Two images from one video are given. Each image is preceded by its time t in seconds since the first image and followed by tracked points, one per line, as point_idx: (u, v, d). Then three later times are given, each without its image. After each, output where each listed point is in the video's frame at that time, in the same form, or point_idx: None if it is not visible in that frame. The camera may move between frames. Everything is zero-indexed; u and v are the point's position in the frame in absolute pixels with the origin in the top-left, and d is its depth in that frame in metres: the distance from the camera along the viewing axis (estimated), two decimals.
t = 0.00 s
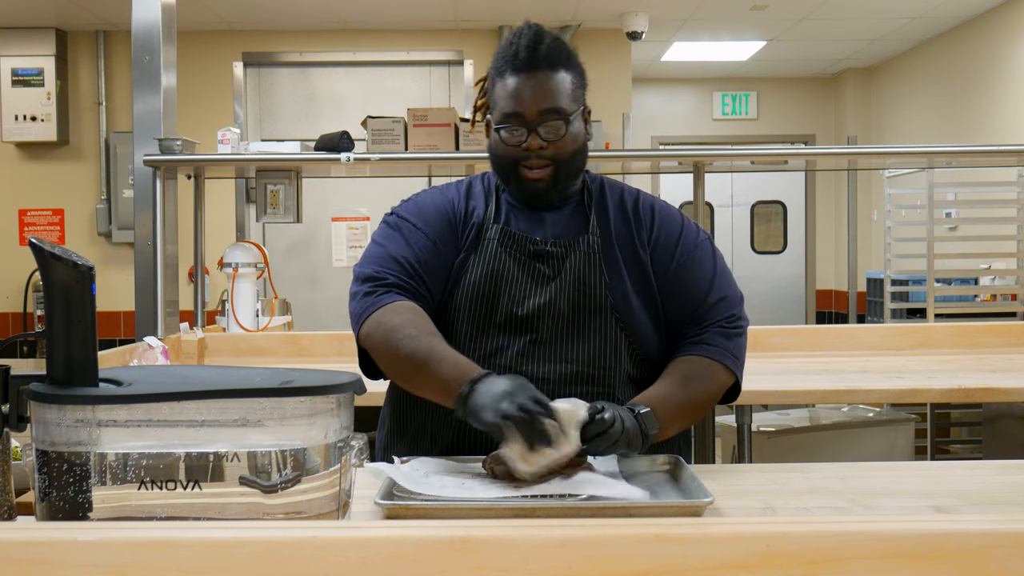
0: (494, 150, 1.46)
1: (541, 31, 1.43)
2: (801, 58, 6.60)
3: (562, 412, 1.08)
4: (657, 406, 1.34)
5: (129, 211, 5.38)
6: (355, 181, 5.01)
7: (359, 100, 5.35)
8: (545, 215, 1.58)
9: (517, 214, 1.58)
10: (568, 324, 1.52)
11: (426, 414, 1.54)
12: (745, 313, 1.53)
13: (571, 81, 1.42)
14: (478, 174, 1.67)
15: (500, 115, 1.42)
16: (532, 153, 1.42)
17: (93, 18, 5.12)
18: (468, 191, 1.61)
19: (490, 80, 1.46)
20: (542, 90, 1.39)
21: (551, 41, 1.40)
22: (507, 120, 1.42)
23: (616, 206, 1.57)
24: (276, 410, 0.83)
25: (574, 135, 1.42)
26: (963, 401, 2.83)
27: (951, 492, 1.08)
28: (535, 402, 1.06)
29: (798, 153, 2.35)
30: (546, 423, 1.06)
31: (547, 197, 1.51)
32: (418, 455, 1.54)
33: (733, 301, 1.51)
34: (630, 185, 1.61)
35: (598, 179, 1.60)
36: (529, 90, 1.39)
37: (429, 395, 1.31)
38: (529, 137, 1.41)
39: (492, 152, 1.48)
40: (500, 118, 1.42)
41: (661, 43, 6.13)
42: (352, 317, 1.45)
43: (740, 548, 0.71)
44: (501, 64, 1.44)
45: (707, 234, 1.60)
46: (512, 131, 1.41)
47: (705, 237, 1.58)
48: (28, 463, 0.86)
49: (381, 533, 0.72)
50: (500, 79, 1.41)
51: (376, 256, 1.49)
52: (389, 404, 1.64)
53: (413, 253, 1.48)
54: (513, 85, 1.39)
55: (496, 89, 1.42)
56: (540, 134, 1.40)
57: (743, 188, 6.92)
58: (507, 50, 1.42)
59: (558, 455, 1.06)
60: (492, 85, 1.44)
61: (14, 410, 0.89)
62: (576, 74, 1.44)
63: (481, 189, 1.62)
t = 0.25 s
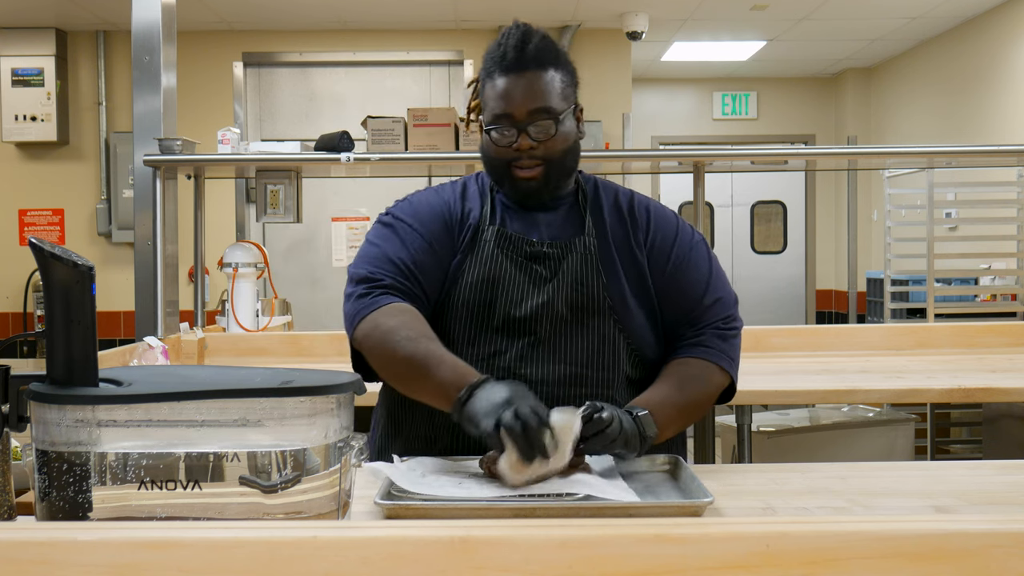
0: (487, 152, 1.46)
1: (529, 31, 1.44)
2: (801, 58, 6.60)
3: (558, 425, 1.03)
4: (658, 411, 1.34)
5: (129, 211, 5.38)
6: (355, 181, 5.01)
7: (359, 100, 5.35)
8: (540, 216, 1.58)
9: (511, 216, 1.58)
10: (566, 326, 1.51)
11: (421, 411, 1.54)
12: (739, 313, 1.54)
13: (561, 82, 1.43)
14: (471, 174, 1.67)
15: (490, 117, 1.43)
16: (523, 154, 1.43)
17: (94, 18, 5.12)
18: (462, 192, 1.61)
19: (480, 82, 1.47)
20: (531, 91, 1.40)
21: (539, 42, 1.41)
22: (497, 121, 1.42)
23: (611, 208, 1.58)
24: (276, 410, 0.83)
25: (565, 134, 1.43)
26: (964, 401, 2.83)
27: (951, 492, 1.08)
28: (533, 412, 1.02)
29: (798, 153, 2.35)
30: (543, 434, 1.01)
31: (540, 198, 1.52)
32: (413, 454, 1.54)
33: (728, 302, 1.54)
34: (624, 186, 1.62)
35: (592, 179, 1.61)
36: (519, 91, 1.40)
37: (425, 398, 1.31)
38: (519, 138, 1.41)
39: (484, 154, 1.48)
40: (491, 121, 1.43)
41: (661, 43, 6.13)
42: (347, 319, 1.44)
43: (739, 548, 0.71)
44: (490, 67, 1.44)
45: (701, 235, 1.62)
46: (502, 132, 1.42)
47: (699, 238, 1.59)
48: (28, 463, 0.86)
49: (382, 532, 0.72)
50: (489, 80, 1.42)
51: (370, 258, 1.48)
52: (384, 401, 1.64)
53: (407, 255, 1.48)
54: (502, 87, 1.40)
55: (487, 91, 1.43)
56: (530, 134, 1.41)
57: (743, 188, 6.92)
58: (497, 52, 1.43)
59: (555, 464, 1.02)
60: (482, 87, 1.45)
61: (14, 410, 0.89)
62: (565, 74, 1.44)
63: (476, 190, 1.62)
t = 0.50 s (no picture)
0: (485, 151, 1.46)
1: (528, 31, 1.44)
2: (801, 58, 6.60)
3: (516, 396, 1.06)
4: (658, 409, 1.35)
5: (129, 212, 5.38)
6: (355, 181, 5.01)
7: (359, 100, 5.35)
8: (534, 217, 1.58)
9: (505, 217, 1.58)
10: (563, 328, 1.51)
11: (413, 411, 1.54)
12: (736, 313, 1.56)
13: (560, 81, 1.43)
14: (465, 174, 1.67)
15: (489, 116, 1.43)
16: (521, 154, 1.43)
17: (94, 18, 5.12)
18: (454, 194, 1.61)
19: (479, 82, 1.47)
20: (531, 91, 1.40)
21: (538, 42, 1.41)
22: (496, 121, 1.42)
23: (606, 208, 1.58)
24: (276, 410, 0.83)
25: (564, 135, 1.43)
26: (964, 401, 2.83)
27: (950, 492, 1.08)
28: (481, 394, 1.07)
29: (798, 153, 2.35)
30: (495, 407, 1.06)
31: (538, 197, 1.51)
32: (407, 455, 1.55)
33: (725, 303, 1.55)
34: (619, 185, 1.62)
35: (588, 179, 1.60)
36: (518, 91, 1.40)
37: (397, 402, 1.32)
38: (518, 138, 1.41)
39: (482, 154, 1.48)
40: (490, 120, 1.43)
41: (661, 43, 6.13)
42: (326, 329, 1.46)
43: (740, 548, 0.71)
44: (489, 67, 1.45)
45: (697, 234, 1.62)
46: (500, 132, 1.42)
47: (695, 237, 1.60)
48: (28, 463, 0.86)
49: (381, 533, 0.72)
50: (489, 80, 1.43)
51: (353, 269, 1.49)
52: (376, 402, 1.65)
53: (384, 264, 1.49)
54: (500, 87, 1.40)
55: (485, 91, 1.43)
56: (529, 134, 1.41)
57: (743, 188, 6.92)
58: (496, 53, 1.43)
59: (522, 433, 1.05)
60: (481, 87, 1.45)
61: (14, 410, 0.89)
62: (563, 74, 1.45)
63: (468, 192, 1.62)
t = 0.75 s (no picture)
0: (474, 152, 1.47)
1: (514, 31, 1.44)
2: (801, 58, 6.60)
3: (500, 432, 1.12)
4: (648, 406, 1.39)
5: (129, 212, 5.37)
6: (355, 181, 5.01)
7: (359, 100, 5.35)
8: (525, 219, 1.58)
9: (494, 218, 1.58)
10: (557, 328, 1.51)
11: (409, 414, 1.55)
12: (730, 309, 1.57)
13: (547, 82, 1.43)
14: (454, 178, 1.67)
15: (476, 117, 1.43)
16: (510, 154, 1.44)
17: (93, 18, 5.12)
18: (443, 199, 1.62)
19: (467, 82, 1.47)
20: (517, 93, 1.40)
21: (525, 43, 1.41)
22: (484, 122, 1.43)
23: (598, 208, 1.59)
24: (276, 410, 0.83)
25: (551, 135, 1.44)
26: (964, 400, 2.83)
27: (951, 492, 1.08)
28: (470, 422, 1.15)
29: (798, 153, 2.35)
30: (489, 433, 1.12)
31: (529, 197, 1.52)
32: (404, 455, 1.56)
33: (720, 300, 1.57)
34: (609, 186, 1.64)
35: (580, 178, 1.62)
36: (506, 93, 1.40)
37: (382, 423, 1.38)
38: (505, 139, 1.42)
39: (471, 155, 1.49)
40: (478, 121, 1.43)
41: (661, 43, 6.13)
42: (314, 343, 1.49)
43: (740, 548, 0.71)
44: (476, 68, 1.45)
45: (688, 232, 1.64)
46: (488, 133, 1.42)
47: (687, 235, 1.61)
48: (28, 463, 0.86)
49: (381, 533, 0.72)
50: (476, 80, 1.43)
51: (341, 278, 1.52)
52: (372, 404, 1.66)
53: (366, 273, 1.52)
54: (487, 89, 1.41)
55: (472, 92, 1.44)
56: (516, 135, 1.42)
57: (743, 188, 6.92)
58: (483, 54, 1.43)
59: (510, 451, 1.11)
60: (469, 88, 1.45)
61: (14, 410, 0.89)
62: (552, 74, 1.45)
63: (457, 197, 1.62)
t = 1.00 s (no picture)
0: (457, 156, 1.47)
1: (490, 32, 1.45)
2: (801, 58, 6.60)
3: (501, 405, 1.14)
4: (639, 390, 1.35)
5: (129, 211, 5.37)
6: (355, 181, 5.01)
7: (359, 100, 5.35)
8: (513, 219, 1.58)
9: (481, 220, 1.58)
10: (547, 326, 1.52)
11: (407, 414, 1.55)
12: (721, 297, 1.55)
13: (525, 81, 1.43)
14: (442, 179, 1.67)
15: (457, 120, 1.43)
16: (492, 156, 1.43)
17: (93, 18, 5.12)
18: (430, 200, 1.62)
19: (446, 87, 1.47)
20: (495, 94, 1.40)
21: (500, 43, 1.42)
22: (464, 125, 1.43)
23: (585, 202, 1.58)
24: (276, 410, 0.83)
25: (532, 135, 1.43)
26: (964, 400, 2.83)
27: (950, 492, 1.08)
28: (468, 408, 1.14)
29: (798, 153, 2.35)
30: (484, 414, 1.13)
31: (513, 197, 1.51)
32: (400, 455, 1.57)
33: (711, 288, 1.55)
34: (597, 179, 1.62)
35: (566, 175, 1.61)
36: (484, 94, 1.40)
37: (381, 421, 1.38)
38: (485, 140, 1.41)
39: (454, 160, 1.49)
40: (459, 125, 1.43)
41: (661, 43, 6.13)
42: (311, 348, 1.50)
43: (740, 548, 0.71)
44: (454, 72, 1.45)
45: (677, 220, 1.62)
46: (468, 136, 1.41)
47: (675, 224, 1.60)
48: (28, 463, 0.86)
49: (381, 533, 0.72)
50: (454, 85, 1.43)
51: (335, 283, 1.53)
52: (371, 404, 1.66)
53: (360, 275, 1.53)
54: (465, 91, 1.41)
55: (452, 96, 1.44)
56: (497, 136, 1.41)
57: (743, 188, 6.92)
58: (460, 57, 1.44)
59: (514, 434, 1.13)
60: (448, 92, 1.45)
61: (14, 411, 0.89)
62: (530, 74, 1.45)
63: (445, 198, 1.62)
